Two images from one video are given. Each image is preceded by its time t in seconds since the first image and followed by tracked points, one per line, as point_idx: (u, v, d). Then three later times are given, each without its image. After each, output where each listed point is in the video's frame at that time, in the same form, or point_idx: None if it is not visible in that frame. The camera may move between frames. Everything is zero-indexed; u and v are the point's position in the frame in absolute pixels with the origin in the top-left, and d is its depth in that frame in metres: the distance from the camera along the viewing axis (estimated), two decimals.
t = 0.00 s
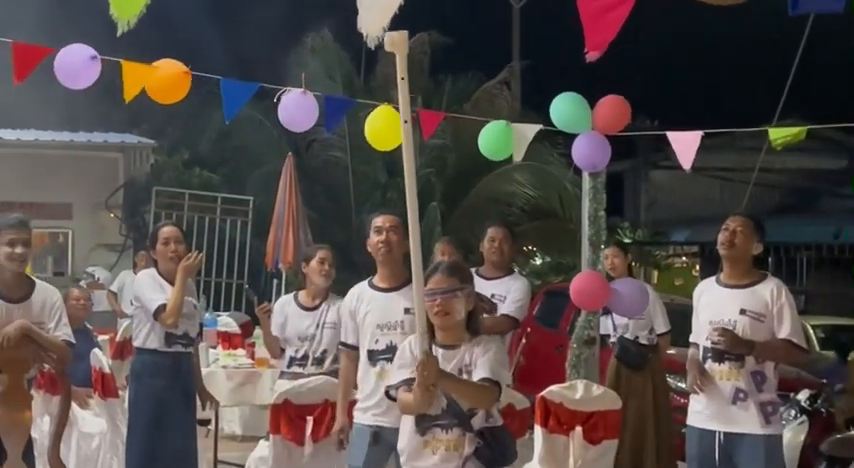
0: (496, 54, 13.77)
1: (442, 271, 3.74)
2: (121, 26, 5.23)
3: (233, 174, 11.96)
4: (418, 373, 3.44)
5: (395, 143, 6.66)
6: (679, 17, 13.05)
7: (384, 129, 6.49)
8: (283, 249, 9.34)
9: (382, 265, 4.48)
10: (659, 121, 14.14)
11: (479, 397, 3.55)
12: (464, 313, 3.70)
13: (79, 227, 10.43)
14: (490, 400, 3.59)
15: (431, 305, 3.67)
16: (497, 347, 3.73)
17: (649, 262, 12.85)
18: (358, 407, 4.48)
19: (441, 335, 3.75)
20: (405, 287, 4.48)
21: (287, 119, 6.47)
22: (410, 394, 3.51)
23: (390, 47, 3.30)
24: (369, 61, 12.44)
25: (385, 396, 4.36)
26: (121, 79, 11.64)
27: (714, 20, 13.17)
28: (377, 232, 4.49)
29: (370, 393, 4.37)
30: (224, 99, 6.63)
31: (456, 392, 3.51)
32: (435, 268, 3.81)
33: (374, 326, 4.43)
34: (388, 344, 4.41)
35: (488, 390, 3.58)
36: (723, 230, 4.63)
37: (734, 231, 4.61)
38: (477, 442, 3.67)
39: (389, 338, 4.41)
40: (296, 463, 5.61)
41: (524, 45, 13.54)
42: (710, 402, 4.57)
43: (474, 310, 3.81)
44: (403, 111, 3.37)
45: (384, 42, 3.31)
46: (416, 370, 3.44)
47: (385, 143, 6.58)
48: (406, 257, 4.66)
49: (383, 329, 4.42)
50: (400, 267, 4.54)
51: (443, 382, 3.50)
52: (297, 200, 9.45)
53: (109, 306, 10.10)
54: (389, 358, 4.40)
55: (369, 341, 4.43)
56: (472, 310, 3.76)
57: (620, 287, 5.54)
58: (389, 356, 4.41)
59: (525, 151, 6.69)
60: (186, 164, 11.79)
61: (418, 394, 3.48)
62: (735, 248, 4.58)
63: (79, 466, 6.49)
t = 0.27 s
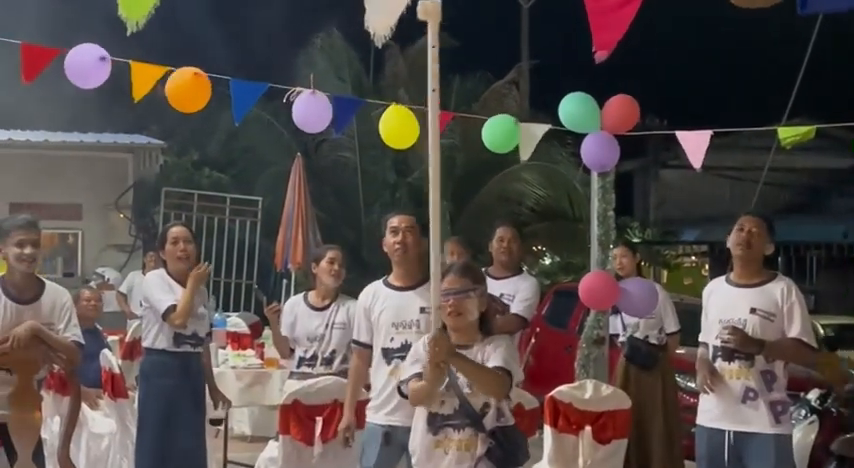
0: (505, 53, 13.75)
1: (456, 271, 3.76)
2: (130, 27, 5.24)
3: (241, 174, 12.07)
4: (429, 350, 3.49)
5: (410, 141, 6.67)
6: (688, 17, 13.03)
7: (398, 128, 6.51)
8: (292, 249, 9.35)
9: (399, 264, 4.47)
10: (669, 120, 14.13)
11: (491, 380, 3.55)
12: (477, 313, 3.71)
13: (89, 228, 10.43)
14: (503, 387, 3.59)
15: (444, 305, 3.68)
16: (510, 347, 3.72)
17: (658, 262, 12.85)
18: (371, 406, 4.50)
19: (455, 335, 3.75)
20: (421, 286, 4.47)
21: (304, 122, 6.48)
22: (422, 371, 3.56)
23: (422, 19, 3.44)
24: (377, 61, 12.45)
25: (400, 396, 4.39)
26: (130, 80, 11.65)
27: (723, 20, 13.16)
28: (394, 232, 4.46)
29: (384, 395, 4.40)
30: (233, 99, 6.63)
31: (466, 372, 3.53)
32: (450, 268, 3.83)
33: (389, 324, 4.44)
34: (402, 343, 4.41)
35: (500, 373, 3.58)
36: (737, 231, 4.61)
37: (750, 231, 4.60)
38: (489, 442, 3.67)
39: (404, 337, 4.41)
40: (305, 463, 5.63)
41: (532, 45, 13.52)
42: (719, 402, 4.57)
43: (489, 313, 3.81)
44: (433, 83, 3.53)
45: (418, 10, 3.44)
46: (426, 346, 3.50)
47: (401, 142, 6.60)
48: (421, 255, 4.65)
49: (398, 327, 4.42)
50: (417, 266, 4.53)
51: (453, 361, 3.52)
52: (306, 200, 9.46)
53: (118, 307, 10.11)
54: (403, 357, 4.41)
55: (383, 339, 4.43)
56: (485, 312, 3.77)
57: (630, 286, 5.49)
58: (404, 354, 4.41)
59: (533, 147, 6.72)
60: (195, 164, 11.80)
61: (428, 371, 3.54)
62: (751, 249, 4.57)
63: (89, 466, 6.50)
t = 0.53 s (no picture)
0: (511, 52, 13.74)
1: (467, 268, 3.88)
2: (135, 24, 5.23)
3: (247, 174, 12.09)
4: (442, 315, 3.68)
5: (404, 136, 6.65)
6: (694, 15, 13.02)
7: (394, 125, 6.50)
8: (299, 249, 9.35)
9: (407, 263, 4.49)
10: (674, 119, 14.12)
11: (502, 360, 3.72)
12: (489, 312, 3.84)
13: (95, 228, 10.43)
14: (513, 369, 3.77)
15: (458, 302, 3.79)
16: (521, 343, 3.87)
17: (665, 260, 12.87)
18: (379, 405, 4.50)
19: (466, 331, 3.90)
20: (429, 284, 4.48)
21: (300, 120, 6.47)
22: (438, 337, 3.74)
23: None
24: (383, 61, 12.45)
25: (407, 396, 4.38)
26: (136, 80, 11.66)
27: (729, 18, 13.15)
28: (401, 232, 4.48)
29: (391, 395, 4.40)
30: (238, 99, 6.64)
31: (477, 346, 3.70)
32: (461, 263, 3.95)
33: (397, 323, 4.44)
34: (410, 342, 4.40)
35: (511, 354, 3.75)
36: (746, 228, 4.59)
37: (758, 229, 4.58)
38: (499, 440, 3.84)
39: (412, 335, 4.41)
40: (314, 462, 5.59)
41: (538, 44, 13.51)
42: (728, 400, 4.57)
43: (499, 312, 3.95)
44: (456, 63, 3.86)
45: None
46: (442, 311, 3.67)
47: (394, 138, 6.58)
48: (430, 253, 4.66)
49: (406, 326, 4.42)
50: (426, 265, 4.56)
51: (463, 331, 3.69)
52: (312, 200, 9.46)
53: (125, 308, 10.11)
54: (410, 355, 4.40)
55: (391, 337, 4.43)
56: (496, 310, 3.92)
57: (636, 285, 5.49)
58: (411, 353, 4.40)
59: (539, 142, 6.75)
60: (202, 165, 11.80)
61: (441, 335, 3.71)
62: (760, 247, 4.56)
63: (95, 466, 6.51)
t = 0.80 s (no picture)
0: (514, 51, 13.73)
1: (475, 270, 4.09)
2: (136, 21, 5.24)
3: (251, 175, 12.08)
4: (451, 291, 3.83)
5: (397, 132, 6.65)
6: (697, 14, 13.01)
7: (387, 120, 6.51)
8: (302, 249, 9.35)
9: (411, 263, 4.48)
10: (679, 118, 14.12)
11: (514, 342, 3.93)
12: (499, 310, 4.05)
13: (100, 229, 10.44)
14: (523, 356, 3.98)
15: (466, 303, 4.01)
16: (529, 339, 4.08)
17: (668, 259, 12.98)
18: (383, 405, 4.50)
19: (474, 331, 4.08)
20: (433, 284, 4.48)
21: (294, 114, 6.48)
22: (443, 311, 3.90)
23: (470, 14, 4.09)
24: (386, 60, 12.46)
25: (412, 396, 4.38)
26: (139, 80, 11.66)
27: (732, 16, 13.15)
28: (404, 233, 4.48)
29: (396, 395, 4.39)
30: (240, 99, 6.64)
31: (488, 323, 3.89)
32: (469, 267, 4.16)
33: (401, 323, 4.44)
34: (414, 341, 4.40)
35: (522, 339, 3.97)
36: (748, 225, 4.58)
37: (762, 226, 4.56)
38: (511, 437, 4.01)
39: (416, 335, 4.40)
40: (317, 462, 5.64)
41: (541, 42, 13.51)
42: (732, 399, 4.57)
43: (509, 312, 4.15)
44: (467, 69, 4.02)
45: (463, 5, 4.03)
46: (449, 282, 3.81)
47: (388, 133, 6.58)
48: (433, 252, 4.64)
49: (410, 326, 4.42)
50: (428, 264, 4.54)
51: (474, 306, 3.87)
52: (316, 200, 9.46)
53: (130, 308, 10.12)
54: (414, 355, 4.40)
55: (396, 337, 4.43)
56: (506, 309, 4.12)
57: (640, 284, 5.47)
58: (416, 353, 4.40)
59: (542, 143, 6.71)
60: (206, 165, 11.81)
61: (448, 308, 3.85)
62: (763, 244, 4.54)
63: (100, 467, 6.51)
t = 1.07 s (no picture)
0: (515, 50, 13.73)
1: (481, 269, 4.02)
2: (137, 21, 5.24)
3: (252, 174, 11.97)
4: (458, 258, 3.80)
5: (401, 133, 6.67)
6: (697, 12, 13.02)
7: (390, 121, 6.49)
8: (304, 249, 9.36)
9: (412, 264, 4.48)
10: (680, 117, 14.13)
11: (520, 325, 3.88)
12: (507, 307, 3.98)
13: (101, 230, 10.44)
14: (529, 337, 3.92)
15: (474, 303, 3.96)
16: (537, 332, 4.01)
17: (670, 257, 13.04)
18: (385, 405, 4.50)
19: (484, 330, 3.99)
20: (434, 284, 4.48)
21: (300, 115, 6.48)
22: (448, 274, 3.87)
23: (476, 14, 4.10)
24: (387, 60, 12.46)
25: (414, 396, 4.38)
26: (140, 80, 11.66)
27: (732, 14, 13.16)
28: (405, 235, 4.47)
29: (397, 395, 4.39)
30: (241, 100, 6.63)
31: (495, 295, 3.82)
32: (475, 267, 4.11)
33: (402, 323, 4.44)
34: (415, 342, 4.41)
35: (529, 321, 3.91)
36: (749, 224, 4.57)
37: (763, 225, 4.55)
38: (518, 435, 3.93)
39: (417, 335, 4.41)
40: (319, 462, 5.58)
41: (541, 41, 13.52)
42: (734, 398, 4.57)
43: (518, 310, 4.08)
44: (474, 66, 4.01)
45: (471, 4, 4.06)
46: (456, 248, 3.78)
47: (391, 135, 6.60)
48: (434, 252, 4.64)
49: (411, 326, 4.42)
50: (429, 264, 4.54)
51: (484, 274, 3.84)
52: (317, 201, 9.46)
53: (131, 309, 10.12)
54: (416, 355, 4.41)
55: (396, 338, 4.43)
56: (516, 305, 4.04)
57: (641, 283, 5.46)
58: (417, 353, 4.41)
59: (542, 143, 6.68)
60: (207, 165, 11.81)
61: (453, 273, 3.83)
62: (764, 243, 4.54)
63: None
